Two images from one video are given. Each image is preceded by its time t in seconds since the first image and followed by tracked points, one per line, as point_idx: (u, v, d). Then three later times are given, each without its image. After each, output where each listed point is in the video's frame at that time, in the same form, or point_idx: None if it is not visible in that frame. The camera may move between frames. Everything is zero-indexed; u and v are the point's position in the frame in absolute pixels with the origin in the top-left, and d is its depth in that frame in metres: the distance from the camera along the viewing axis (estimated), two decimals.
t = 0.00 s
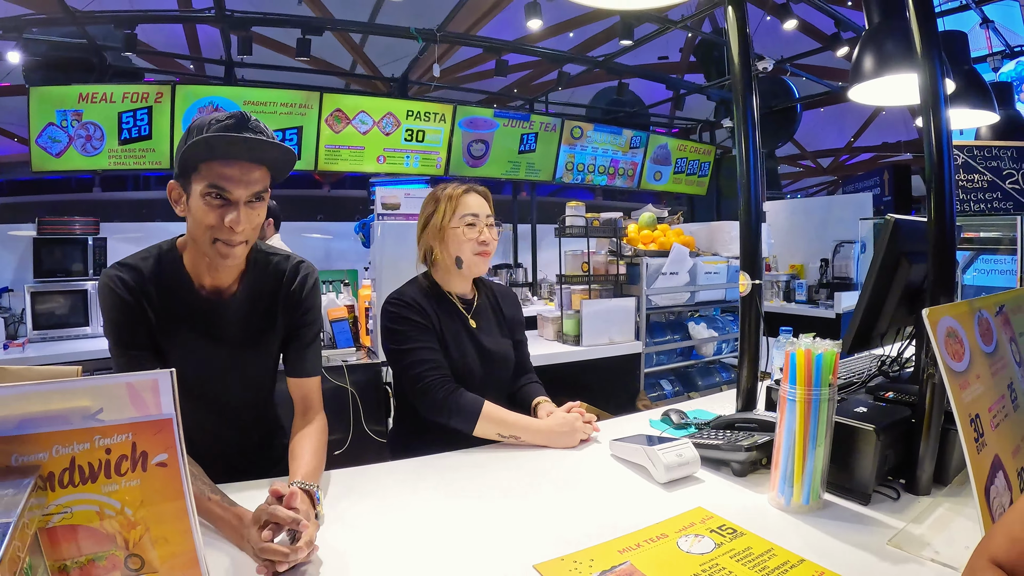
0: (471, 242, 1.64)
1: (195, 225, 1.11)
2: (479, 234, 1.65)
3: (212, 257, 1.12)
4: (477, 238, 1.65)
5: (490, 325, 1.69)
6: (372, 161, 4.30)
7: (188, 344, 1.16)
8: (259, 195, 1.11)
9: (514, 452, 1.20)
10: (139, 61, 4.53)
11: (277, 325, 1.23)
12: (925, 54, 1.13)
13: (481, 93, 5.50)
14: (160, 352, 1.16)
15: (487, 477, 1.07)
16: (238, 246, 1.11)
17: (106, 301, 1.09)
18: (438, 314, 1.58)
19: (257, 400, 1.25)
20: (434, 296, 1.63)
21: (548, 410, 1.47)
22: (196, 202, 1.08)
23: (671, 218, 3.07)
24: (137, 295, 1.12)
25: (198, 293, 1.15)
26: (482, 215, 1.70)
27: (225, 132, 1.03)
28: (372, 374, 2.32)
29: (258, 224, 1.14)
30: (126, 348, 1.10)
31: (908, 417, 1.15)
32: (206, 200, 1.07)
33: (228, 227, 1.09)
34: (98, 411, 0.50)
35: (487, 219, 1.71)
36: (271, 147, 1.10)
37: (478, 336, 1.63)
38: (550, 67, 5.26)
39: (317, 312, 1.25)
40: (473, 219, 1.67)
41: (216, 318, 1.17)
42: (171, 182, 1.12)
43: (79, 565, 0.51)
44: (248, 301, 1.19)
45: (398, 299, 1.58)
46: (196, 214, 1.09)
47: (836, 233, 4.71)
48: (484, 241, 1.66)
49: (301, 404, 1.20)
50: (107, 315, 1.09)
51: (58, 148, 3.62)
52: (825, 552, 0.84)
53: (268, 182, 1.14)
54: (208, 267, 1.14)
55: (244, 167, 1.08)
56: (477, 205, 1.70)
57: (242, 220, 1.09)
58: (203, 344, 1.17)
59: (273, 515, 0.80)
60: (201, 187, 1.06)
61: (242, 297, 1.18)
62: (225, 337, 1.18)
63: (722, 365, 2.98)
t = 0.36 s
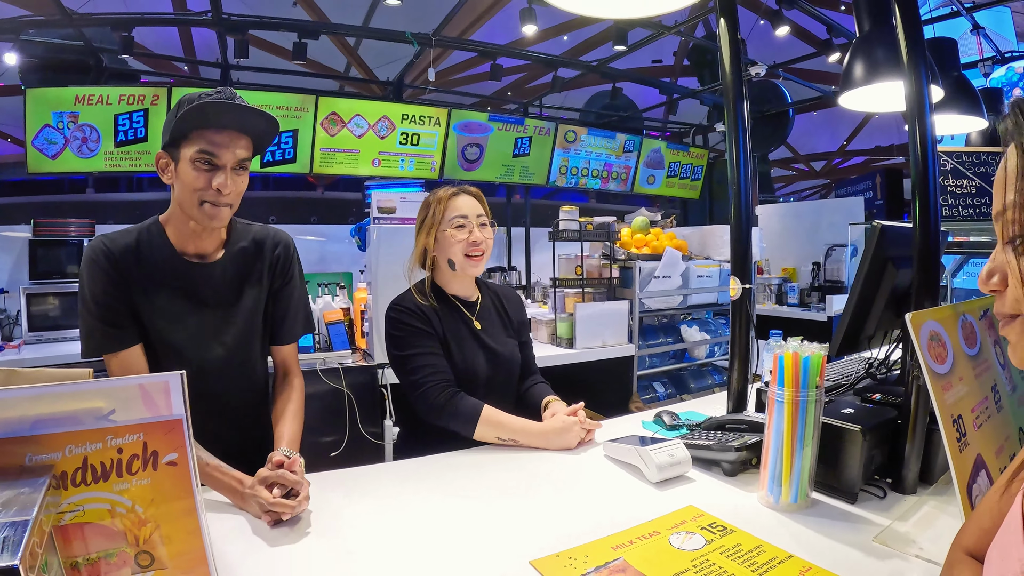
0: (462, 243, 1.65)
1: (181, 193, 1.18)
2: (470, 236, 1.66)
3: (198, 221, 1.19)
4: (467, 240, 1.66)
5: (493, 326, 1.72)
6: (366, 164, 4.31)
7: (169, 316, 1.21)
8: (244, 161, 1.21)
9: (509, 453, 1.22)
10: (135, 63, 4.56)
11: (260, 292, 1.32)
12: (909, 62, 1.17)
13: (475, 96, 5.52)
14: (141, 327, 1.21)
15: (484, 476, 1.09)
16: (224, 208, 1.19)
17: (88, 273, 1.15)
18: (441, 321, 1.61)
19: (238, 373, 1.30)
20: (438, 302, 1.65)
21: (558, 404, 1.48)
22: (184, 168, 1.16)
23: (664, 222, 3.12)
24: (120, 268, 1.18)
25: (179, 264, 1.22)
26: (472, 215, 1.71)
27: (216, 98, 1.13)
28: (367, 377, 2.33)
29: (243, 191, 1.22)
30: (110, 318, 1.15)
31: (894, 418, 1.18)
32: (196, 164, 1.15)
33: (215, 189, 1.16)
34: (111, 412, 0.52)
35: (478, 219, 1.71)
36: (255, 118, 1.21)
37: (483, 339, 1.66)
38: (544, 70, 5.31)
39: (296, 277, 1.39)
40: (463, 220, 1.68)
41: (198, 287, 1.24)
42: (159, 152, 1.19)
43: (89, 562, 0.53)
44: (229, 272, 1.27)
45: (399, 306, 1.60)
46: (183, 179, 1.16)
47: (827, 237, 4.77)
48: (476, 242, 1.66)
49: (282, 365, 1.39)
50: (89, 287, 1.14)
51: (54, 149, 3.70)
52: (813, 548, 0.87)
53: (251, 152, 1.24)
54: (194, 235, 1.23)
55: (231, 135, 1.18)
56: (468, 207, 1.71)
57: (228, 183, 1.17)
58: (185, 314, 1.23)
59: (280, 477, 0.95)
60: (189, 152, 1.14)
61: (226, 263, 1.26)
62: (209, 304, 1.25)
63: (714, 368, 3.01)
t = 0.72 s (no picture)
0: (485, 244, 1.64)
1: (180, 181, 1.20)
2: (493, 236, 1.64)
3: (197, 209, 1.22)
4: (491, 241, 1.64)
5: (524, 325, 1.74)
6: (363, 165, 4.32)
7: (166, 303, 1.22)
8: (243, 154, 1.23)
9: (505, 453, 1.24)
10: (133, 63, 4.58)
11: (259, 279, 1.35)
12: (900, 68, 1.19)
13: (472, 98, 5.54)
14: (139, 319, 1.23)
15: (480, 476, 1.10)
16: (221, 199, 1.21)
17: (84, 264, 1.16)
18: (466, 325, 1.64)
19: (235, 362, 1.31)
20: (466, 305, 1.68)
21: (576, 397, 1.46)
22: (184, 157, 1.18)
23: (659, 224, 3.15)
24: (118, 260, 1.20)
25: (177, 253, 1.24)
26: (494, 216, 1.69)
27: (221, 92, 1.15)
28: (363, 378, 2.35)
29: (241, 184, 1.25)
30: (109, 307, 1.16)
31: (883, 419, 1.20)
32: (197, 154, 1.16)
33: (215, 180, 1.18)
34: (118, 411, 0.54)
35: (500, 219, 1.69)
36: (258, 114, 1.23)
37: (510, 340, 1.67)
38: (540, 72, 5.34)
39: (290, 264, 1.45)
40: (485, 221, 1.67)
41: (197, 274, 1.26)
42: (160, 139, 1.20)
43: (94, 558, 0.54)
44: (225, 260, 1.30)
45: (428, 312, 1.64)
46: (183, 167, 1.18)
47: (822, 240, 4.82)
48: (499, 242, 1.64)
49: (278, 357, 1.45)
50: (86, 277, 1.16)
51: (52, 149, 3.71)
52: (804, 547, 0.88)
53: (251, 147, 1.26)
54: (192, 223, 1.25)
55: (233, 129, 1.20)
56: (489, 208, 1.70)
57: (228, 175, 1.20)
58: (183, 302, 1.24)
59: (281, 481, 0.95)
60: (192, 143, 1.16)
61: (224, 250, 1.30)
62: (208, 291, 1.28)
63: (709, 370, 3.04)
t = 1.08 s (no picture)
0: (529, 254, 1.63)
1: (203, 181, 1.19)
2: (537, 247, 1.61)
3: (219, 212, 1.22)
4: (535, 251, 1.62)
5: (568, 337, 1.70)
6: (359, 167, 4.32)
7: (180, 301, 1.24)
8: (270, 160, 1.23)
9: (501, 457, 1.24)
10: (129, 63, 4.58)
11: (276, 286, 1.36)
12: (893, 73, 1.21)
13: (468, 101, 5.56)
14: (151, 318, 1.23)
15: (475, 479, 1.11)
16: (243, 204, 1.21)
17: (101, 258, 1.18)
18: (503, 330, 1.69)
19: (244, 364, 1.31)
20: (507, 312, 1.72)
21: (576, 410, 1.43)
22: (209, 158, 1.17)
23: (654, 228, 3.18)
24: (132, 260, 1.21)
25: (195, 253, 1.25)
26: (538, 225, 1.66)
27: (253, 97, 1.14)
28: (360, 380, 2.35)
29: (265, 189, 1.25)
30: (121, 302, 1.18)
31: (875, 423, 1.22)
32: (224, 157, 1.16)
33: (239, 184, 1.18)
34: (120, 416, 0.55)
35: (545, 229, 1.66)
36: (288, 121, 1.23)
37: (546, 349, 1.67)
38: (536, 74, 5.36)
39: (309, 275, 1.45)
40: (530, 231, 1.65)
41: (214, 276, 1.27)
42: (187, 137, 1.20)
43: (95, 562, 0.55)
44: (243, 262, 1.31)
45: (468, 314, 1.72)
46: (208, 168, 1.18)
47: (816, 243, 4.85)
48: (543, 252, 1.61)
49: (291, 362, 1.44)
50: (100, 276, 1.17)
51: (48, 149, 3.72)
52: (796, 549, 0.90)
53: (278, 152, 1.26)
54: (212, 225, 1.26)
55: (262, 135, 1.19)
56: (533, 218, 1.67)
57: (252, 180, 1.20)
58: (197, 303, 1.25)
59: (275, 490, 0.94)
60: (219, 146, 1.15)
61: (242, 254, 1.30)
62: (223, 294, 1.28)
63: (703, 373, 3.05)
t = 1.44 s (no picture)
0: (561, 273, 1.49)
1: (225, 181, 1.19)
2: (568, 267, 1.47)
3: (237, 215, 1.21)
4: (567, 270, 1.48)
5: (595, 352, 1.61)
6: (351, 168, 4.31)
7: (189, 305, 1.23)
8: (294, 167, 1.22)
9: (495, 460, 1.24)
10: (120, 62, 4.55)
11: (290, 298, 1.34)
12: (889, 78, 1.22)
13: (460, 102, 5.55)
14: (159, 319, 1.23)
15: (470, 483, 1.10)
16: (262, 208, 1.21)
17: (113, 251, 1.18)
18: (537, 336, 1.62)
19: (246, 373, 1.30)
20: (541, 320, 1.64)
21: (580, 416, 1.41)
22: (233, 158, 1.17)
23: (645, 231, 3.19)
24: (144, 259, 1.21)
25: (208, 257, 1.24)
26: (571, 244, 1.50)
27: (282, 100, 1.15)
28: (351, 383, 2.34)
29: (286, 195, 1.25)
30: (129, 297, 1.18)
31: (870, 427, 1.22)
32: (248, 159, 1.16)
33: (260, 188, 1.18)
34: (113, 423, 0.54)
35: (580, 247, 1.50)
36: (315, 128, 1.22)
37: (570, 360, 1.61)
38: (528, 76, 5.37)
39: (326, 292, 1.43)
40: (562, 249, 1.50)
41: (225, 282, 1.26)
42: (213, 134, 1.20)
43: (88, 571, 0.54)
44: (257, 271, 1.29)
45: (503, 315, 1.66)
46: (231, 168, 1.18)
47: (806, 246, 4.88)
48: (575, 273, 1.48)
49: (303, 376, 1.42)
50: (110, 272, 1.17)
51: (38, 148, 3.69)
52: (792, 553, 0.90)
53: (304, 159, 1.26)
54: (227, 228, 1.25)
55: (290, 141, 1.19)
56: (567, 234, 1.51)
57: (274, 185, 1.19)
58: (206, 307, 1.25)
59: (264, 502, 0.91)
60: (245, 146, 1.15)
61: (255, 262, 1.28)
62: (233, 301, 1.27)
63: (694, 375, 3.06)
